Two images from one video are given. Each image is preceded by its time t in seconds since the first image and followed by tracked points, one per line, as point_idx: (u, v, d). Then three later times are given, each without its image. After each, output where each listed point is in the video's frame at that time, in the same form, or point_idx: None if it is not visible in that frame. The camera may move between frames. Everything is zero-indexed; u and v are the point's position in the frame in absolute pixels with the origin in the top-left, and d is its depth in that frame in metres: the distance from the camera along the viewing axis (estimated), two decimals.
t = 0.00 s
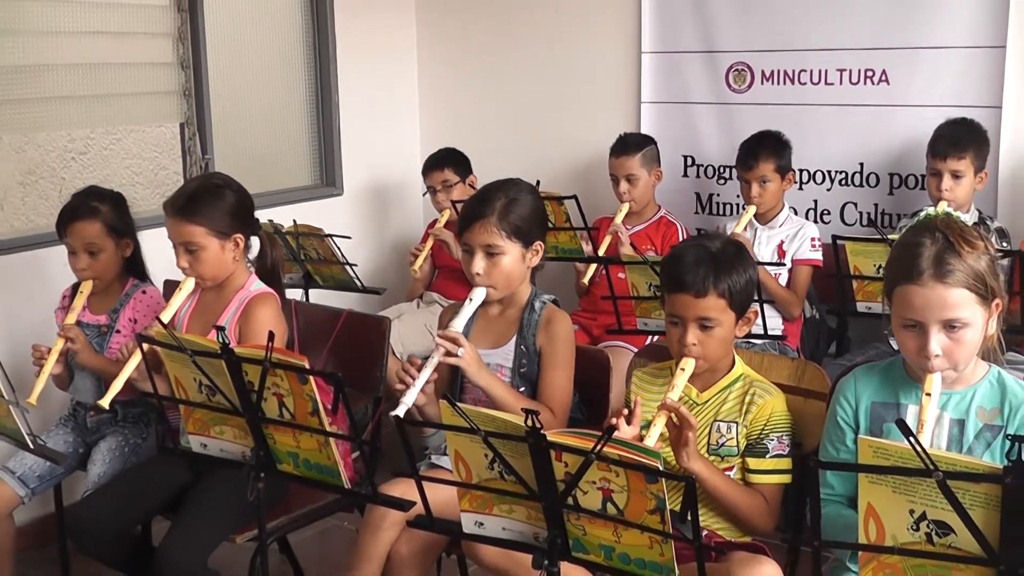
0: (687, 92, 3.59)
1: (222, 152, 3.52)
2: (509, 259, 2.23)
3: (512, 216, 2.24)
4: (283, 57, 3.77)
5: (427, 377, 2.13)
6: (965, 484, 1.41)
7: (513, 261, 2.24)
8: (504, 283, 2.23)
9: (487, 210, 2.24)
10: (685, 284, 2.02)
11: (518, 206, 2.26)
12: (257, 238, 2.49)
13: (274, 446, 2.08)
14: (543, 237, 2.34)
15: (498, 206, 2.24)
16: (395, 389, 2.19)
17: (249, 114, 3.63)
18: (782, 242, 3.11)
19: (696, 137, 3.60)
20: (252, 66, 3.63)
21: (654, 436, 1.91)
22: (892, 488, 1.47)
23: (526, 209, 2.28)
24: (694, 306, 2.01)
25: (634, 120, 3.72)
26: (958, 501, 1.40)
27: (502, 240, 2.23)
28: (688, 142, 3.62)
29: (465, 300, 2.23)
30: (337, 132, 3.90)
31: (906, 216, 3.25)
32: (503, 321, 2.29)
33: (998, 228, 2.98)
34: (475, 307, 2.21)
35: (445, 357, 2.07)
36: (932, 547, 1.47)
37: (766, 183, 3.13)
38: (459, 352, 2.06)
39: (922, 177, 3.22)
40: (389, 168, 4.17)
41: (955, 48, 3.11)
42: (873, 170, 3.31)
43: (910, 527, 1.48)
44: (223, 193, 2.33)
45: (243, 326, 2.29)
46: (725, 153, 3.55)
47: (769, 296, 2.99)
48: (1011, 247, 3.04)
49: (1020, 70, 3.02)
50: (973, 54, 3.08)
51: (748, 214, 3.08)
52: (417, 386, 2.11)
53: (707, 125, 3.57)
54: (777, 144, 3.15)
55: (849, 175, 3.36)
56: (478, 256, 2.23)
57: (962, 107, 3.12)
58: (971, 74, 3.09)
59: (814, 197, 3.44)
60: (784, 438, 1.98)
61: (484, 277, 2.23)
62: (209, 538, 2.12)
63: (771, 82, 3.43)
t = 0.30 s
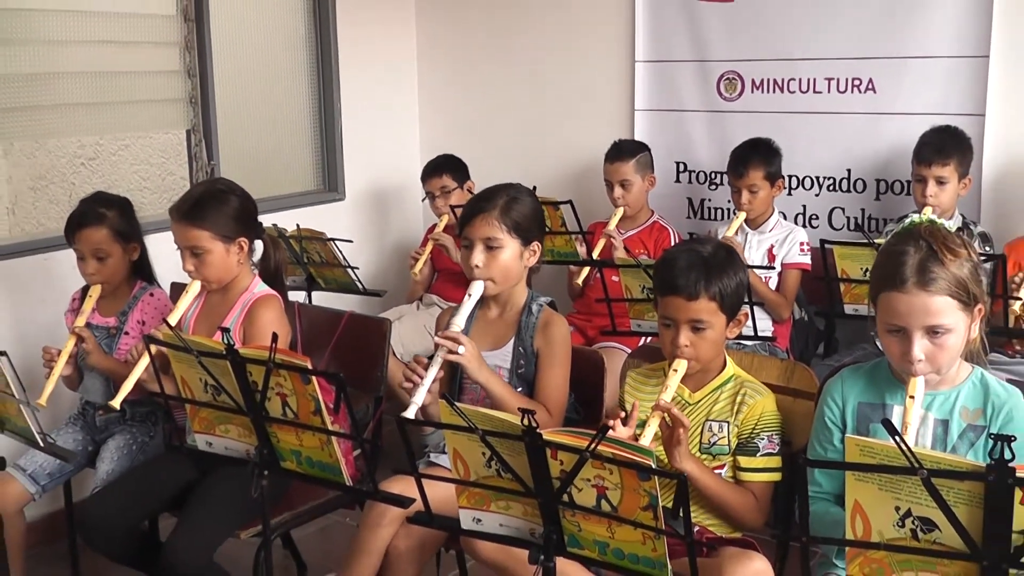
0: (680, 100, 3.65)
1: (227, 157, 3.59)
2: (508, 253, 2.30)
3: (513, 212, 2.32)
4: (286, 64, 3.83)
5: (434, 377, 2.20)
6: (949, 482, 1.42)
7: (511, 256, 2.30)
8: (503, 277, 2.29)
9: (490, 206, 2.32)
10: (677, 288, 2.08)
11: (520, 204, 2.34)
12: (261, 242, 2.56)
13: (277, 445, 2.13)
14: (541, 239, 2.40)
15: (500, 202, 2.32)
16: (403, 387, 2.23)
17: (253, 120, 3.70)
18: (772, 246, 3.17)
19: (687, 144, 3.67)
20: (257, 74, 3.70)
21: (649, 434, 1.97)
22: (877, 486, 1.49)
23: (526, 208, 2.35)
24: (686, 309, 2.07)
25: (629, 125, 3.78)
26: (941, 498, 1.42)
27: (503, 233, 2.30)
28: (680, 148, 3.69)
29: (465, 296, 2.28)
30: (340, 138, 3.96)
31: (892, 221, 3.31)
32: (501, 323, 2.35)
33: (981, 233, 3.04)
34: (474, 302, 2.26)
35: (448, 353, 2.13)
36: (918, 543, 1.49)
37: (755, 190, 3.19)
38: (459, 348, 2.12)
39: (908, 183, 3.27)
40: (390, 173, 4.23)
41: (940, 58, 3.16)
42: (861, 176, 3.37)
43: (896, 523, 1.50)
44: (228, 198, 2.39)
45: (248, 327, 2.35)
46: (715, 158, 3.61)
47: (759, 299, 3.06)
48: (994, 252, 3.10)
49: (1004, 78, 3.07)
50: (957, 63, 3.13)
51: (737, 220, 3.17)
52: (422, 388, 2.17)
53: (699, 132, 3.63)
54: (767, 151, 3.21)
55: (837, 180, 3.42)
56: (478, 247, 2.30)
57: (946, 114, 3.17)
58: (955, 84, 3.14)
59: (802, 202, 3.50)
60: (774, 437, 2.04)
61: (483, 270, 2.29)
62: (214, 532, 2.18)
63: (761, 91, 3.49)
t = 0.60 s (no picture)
0: (677, 103, 3.71)
1: (237, 159, 3.65)
2: (511, 253, 2.36)
3: (517, 213, 2.38)
4: (294, 68, 3.90)
5: (436, 374, 2.25)
6: (939, 475, 1.46)
7: (514, 255, 2.36)
8: (506, 276, 2.36)
9: (494, 207, 2.38)
10: (674, 287, 2.14)
11: (523, 205, 2.40)
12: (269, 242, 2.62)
13: (285, 439, 2.19)
14: (543, 239, 2.46)
15: (504, 203, 2.38)
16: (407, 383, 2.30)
17: (261, 124, 3.76)
18: (767, 246, 3.25)
19: (685, 146, 3.73)
20: (266, 78, 3.77)
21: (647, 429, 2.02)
22: (869, 478, 1.53)
23: (530, 209, 2.41)
24: (683, 308, 2.13)
25: (628, 128, 3.84)
26: (930, 490, 1.46)
27: (506, 234, 2.36)
28: (678, 150, 3.75)
29: (469, 295, 2.34)
30: (346, 140, 4.02)
31: (884, 222, 3.37)
32: (502, 322, 2.41)
33: (971, 233, 3.10)
34: (477, 301, 2.32)
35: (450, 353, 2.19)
36: (908, 534, 1.53)
37: (751, 193, 3.25)
38: (460, 350, 2.19)
39: (899, 184, 3.33)
40: (394, 174, 4.29)
41: (931, 62, 3.21)
42: (852, 178, 3.42)
43: (887, 515, 1.54)
44: (237, 199, 2.45)
45: (257, 325, 2.41)
46: (712, 160, 3.67)
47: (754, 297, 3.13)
48: (983, 251, 3.15)
49: (994, 82, 3.13)
50: (947, 68, 3.19)
51: (733, 221, 3.23)
52: (424, 387, 2.23)
53: (696, 134, 3.70)
54: (764, 153, 3.27)
55: (830, 182, 3.48)
56: (481, 247, 2.36)
57: (937, 118, 3.23)
58: (946, 87, 3.20)
59: (796, 203, 3.56)
60: (769, 432, 2.09)
61: (486, 270, 2.35)
62: (224, 522, 2.24)
63: (755, 95, 3.55)
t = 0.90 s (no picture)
0: (678, 105, 3.71)
1: (238, 162, 3.66)
2: (511, 257, 2.36)
3: (517, 217, 2.38)
4: (295, 71, 3.90)
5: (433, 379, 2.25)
6: (940, 477, 1.46)
7: (515, 260, 2.37)
8: (505, 280, 2.36)
9: (495, 211, 2.38)
10: (674, 291, 2.14)
11: (524, 209, 2.40)
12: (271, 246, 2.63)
13: (287, 441, 2.19)
14: (543, 242, 2.46)
15: (505, 207, 2.38)
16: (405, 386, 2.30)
17: (263, 126, 3.77)
18: (768, 249, 3.25)
19: (684, 148, 3.74)
20: (267, 81, 3.78)
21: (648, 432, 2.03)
22: (870, 481, 1.53)
23: (530, 212, 2.41)
24: (683, 311, 2.13)
25: (629, 130, 3.84)
26: (931, 492, 1.46)
27: (507, 238, 2.36)
28: (678, 153, 3.75)
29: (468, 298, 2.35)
30: (348, 143, 4.03)
31: (883, 224, 3.37)
32: (503, 325, 2.41)
33: (970, 234, 3.10)
34: (477, 304, 2.33)
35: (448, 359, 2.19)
36: (909, 536, 1.53)
37: (750, 196, 3.26)
38: (458, 355, 2.19)
39: (899, 187, 3.33)
40: (396, 177, 4.30)
41: (931, 64, 3.22)
42: (853, 180, 3.43)
43: (888, 516, 1.54)
44: (240, 201, 2.46)
45: (258, 327, 2.42)
46: (712, 163, 3.68)
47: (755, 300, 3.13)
48: (983, 253, 3.16)
49: (993, 84, 3.13)
50: (947, 70, 3.19)
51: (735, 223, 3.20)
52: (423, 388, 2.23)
53: (696, 136, 3.70)
54: (764, 156, 3.28)
55: (830, 185, 3.48)
56: (482, 251, 2.37)
57: (936, 120, 3.23)
58: (946, 90, 3.20)
59: (796, 206, 3.56)
60: (770, 435, 2.09)
61: (487, 274, 2.36)
62: (226, 523, 2.24)
63: (756, 97, 3.55)
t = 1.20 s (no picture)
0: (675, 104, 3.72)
1: (235, 162, 3.67)
2: (506, 258, 2.36)
3: (513, 217, 2.38)
4: (293, 71, 3.91)
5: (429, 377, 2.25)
6: (936, 475, 1.47)
7: (510, 261, 2.37)
8: (501, 281, 2.36)
9: (491, 211, 2.38)
10: (670, 289, 2.14)
11: (520, 209, 2.41)
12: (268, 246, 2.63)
13: (283, 440, 2.19)
14: (539, 243, 2.47)
15: (500, 208, 2.38)
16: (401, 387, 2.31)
17: (260, 126, 3.77)
18: (766, 248, 3.27)
19: (681, 148, 3.74)
20: (265, 80, 3.78)
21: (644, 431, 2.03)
22: (867, 479, 1.53)
23: (526, 212, 2.42)
24: (679, 310, 2.14)
25: (626, 129, 3.85)
26: (927, 491, 1.46)
27: (502, 239, 2.36)
28: (675, 152, 3.76)
29: (463, 300, 2.35)
30: (345, 143, 4.03)
31: (879, 224, 3.38)
32: (500, 324, 2.41)
33: (965, 233, 3.11)
34: (472, 305, 2.33)
35: (447, 356, 2.20)
36: (904, 534, 1.54)
37: (738, 186, 3.29)
38: (456, 350, 2.18)
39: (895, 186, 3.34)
40: (393, 176, 4.30)
41: (927, 64, 3.22)
42: (849, 180, 3.43)
43: (884, 515, 1.54)
44: (238, 199, 2.46)
45: (255, 325, 2.42)
46: (708, 162, 3.68)
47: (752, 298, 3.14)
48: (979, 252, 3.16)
49: (989, 84, 3.14)
50: (943, 70, 3.20)
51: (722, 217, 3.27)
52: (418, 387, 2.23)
53: (693, 136, 3.71)
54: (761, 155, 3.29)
55: (826, 184, 3.49)
56: (477, 253, 2.37)
57: (932, 120, 3.24)
58: (941, 89, 3.21)
59: (793, 205, 3.57)
60: (766, 434, 2.10)
61: (482, 275, 2.36)
62: (223, 522, 2.25)
63: (753, 97, 3.56)
